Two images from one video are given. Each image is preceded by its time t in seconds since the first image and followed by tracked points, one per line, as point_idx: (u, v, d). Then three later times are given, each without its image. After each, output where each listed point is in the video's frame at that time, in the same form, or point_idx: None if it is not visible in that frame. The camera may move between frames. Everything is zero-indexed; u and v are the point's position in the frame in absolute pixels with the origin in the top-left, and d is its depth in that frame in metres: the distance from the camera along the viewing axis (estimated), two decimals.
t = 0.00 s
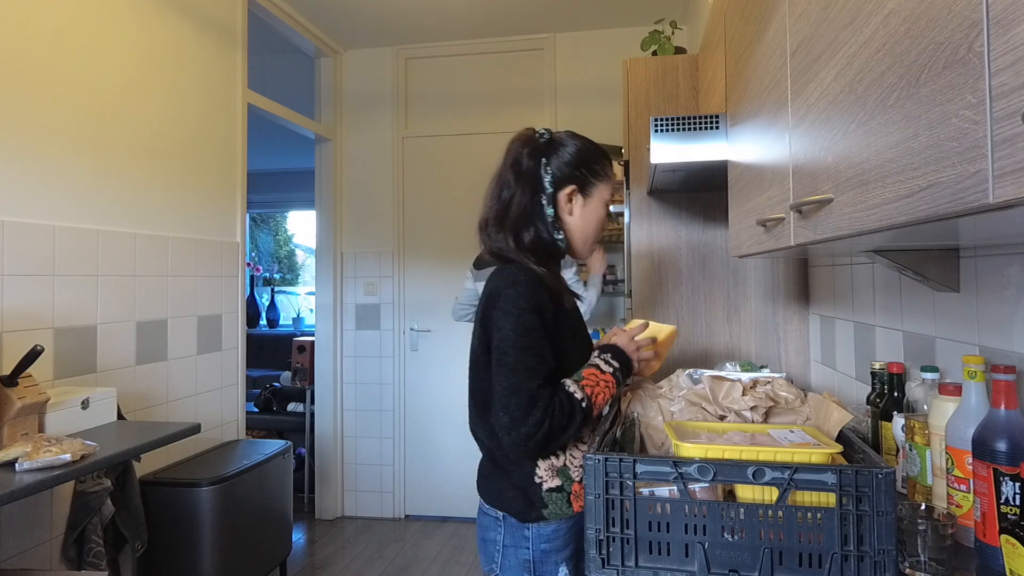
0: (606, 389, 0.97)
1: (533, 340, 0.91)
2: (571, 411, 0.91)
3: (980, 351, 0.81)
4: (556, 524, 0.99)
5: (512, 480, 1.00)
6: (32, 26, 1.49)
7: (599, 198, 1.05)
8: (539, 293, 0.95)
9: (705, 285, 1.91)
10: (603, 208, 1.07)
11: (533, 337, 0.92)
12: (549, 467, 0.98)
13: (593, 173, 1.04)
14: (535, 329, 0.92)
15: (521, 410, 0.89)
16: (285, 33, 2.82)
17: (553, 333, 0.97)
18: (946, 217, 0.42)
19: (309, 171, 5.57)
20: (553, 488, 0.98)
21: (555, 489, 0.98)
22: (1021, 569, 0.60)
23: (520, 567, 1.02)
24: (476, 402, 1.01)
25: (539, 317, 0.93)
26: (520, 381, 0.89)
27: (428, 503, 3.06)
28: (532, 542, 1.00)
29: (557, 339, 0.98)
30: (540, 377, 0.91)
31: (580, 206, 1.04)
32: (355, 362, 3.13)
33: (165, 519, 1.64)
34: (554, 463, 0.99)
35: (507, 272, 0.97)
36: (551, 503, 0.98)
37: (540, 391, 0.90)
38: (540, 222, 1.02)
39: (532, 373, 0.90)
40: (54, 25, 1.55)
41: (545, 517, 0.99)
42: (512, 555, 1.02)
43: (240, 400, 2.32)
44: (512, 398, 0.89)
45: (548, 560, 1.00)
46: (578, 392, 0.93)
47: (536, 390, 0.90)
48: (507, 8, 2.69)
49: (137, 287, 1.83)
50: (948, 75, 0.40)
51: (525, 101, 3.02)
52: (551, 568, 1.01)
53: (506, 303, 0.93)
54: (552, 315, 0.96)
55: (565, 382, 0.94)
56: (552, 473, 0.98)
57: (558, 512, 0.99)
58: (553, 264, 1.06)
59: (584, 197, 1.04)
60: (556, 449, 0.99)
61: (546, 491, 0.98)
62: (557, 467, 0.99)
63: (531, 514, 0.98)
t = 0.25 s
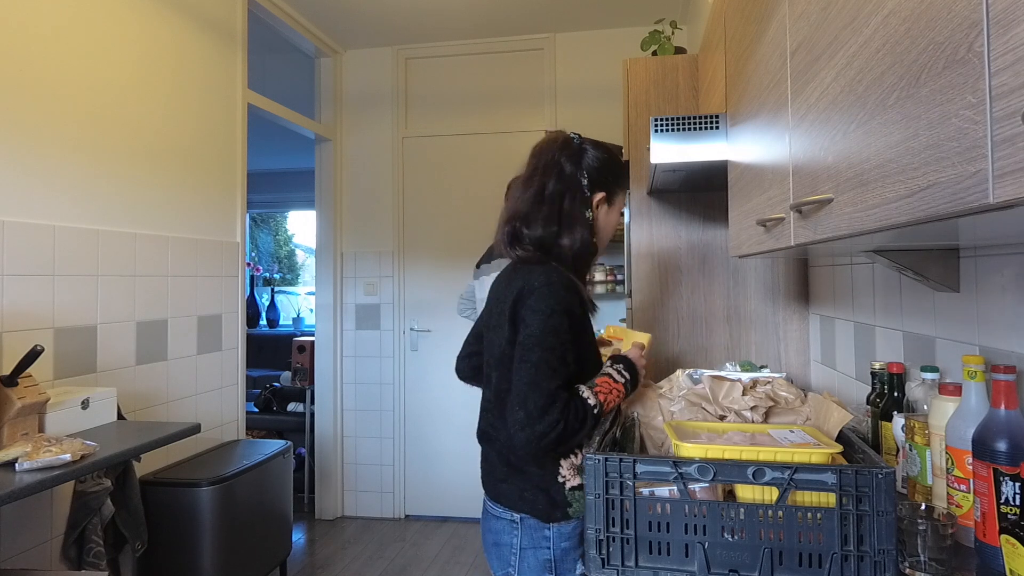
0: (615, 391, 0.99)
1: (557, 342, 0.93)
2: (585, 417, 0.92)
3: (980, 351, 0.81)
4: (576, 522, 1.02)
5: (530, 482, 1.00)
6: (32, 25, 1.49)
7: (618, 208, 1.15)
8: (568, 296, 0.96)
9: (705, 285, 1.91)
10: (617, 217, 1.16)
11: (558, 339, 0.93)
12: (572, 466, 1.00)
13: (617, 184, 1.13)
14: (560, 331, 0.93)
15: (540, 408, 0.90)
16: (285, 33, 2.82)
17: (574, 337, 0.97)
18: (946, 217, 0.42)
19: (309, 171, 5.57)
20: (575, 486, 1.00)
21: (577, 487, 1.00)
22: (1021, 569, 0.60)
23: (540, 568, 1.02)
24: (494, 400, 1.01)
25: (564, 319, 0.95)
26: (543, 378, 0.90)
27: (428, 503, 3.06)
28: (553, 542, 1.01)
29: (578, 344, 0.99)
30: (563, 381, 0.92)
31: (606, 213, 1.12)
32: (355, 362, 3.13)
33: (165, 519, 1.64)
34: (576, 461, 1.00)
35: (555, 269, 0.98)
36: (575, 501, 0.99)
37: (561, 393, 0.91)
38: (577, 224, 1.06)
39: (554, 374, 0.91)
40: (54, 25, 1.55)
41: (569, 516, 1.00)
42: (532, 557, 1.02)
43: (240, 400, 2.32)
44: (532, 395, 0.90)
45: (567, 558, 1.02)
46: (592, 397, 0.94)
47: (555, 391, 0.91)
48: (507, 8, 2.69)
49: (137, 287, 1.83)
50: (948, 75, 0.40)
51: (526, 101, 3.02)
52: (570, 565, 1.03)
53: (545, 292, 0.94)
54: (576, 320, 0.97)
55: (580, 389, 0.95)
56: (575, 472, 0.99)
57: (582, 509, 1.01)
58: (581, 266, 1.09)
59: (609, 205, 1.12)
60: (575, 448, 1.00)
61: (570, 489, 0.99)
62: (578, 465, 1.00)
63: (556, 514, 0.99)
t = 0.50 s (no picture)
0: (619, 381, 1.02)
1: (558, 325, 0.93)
2: (585, 404, 0.93)
3: (980, 351, 0.81)
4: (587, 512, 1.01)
5: (540, 473, 0.99)
6: (32, 25, 1.49)
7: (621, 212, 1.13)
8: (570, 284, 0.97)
9: (705, 284, 1.91)
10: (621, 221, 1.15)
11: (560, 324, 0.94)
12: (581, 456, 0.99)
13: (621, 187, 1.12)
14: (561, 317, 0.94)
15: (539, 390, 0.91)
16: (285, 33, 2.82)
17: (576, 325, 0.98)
18: (946, 217, 0.42)
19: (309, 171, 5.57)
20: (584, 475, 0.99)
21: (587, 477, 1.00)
22: (1021, 569, 0.60)
23: (551, 558, 1.00)
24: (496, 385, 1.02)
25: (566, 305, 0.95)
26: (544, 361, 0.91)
27: (428, 503, 3.06)
28: (565, 532, 0.99)
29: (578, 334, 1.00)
30: (565, 368, 0.94)
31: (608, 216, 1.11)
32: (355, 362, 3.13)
33: (164, 519, 1.64)
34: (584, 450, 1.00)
35: (558, 263, 0.98)
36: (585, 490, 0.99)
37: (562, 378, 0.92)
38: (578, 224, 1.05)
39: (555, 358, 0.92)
40: (54, 25, 1.55)
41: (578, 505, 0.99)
42: (543, 547, 1.00)
43: (240, 400, 2.32)
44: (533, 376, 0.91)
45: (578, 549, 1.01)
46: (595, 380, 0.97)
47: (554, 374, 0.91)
48: (507, 8, 2.69)
49: (137, 287, 1.83)
50: (948, 75, 0.40)
51: (525, 101, 3.02)
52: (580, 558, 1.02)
53: (543, 286, 0.94)
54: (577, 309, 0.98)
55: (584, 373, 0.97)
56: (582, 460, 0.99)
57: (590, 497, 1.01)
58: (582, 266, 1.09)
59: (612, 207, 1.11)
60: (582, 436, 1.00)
61: (579, 479, 0.99)
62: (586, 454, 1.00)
63: (564, 504, 0.98)
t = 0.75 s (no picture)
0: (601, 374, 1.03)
1: (529, 309, 1.02)
2: (552, 379, 1.01)
3: (980, 351, 0.81)
4: (573, 505, 1.06)
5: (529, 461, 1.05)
6: (32, 25, 1.49)
7: (617, 218, 1.10)
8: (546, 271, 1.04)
9: (706, 284, 1.91)
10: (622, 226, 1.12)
11: (531, 307, 1.02)
12: (564, 441, 1.05)
13: (618, 193, 1.10)
14: (533, 300, 1.02)
15: (506, 364, 1.01)
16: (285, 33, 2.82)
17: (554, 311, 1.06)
18: (946, 216, 0.42)
19: (309, 171, 5.57)
20: (567, 460, 1.05)
21: (570, 462, 1.05)
22: (1022, 569, 0.60)
23: (542, 548, 1.08)
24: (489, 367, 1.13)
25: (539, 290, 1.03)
26: (511, 338, 1.02)
27: (428, 503, 3.06)
28: (552, 524, 1.06)
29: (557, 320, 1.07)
30: (538, 351, 1.02)
31: (601, 220, 1.11)
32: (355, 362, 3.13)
33: (164, 519, 1.64)
34: (568, 437, 1.06)
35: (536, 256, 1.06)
36: (567, 476, 1.05)
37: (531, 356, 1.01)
38: (573, 224, 1.11)
39: (522, 336, 1.01)
40: (54, 25, 1.55)
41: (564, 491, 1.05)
42: (534, 537, 1.08)
43: (240, 400, 2.32)
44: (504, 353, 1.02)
45: (568, 541, 1.07)
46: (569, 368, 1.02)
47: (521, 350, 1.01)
48: (507, 8, 2.69)
49: (137, 287, 1.83)
50: (948, 75, 0.40)
51: (525, 101, 3.02)
52: (571, 548, 1.07)
53: (524, 275, 1.04)
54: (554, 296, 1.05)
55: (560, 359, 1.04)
56: (566, 446, 1.05)
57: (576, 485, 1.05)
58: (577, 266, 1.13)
59: (604, 211, 1.11)
60: (569, 423, 1.06)
61: (562, 463, 1.05)
62: (571, 441, 1.06)
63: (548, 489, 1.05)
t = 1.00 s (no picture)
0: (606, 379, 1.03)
1: (532, 304, 1.04)
2: (557, 378, 1.03)
3: (980, 351, 0.81)
4: (557, 496, 1.05)
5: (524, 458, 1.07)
6: (32, 25, 1.49)
7: (617, 216, 1.10)
8: (549, 268, 1.06)
9: (705, 284, 1.91)
10: (623, 224, 1.11)
11: (533, 303, 1.04)
12: (551, 431, 1.05)
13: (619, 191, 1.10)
14: (536, 296, 1.04)
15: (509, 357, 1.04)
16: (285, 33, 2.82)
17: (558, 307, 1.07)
18: (946, 216, 0.42)
19: (309, 171, 5.57)
20: (552, 450, 1.05)
21: (555, 452, 1.05)
22: (1022, 569, 0.60)
23: (526, 538, 1.07)
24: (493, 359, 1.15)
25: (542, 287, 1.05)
26: (514, 333, 1.04)
27: (428, 503, 3.06)
28: (535, 513, 1.06)
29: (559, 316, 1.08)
30: (542, 347, 1.04)
31: (602, 219, 1.12)
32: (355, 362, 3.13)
33: (164, 519, 1.64)
34: (556, 428, 1.05)
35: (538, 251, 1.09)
36: (550, 465, 1.05)
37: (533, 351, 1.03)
38: (574, 223, 1.13)
39: (525, 331, 1.03)
40: (54, 25, 1.55)
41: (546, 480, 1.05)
42: (519, 526, 1.08)
43: (240, 400, 2.32)
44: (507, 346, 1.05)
45: (551, 531, 1.05)
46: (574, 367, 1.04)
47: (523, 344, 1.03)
48: (507, 8, 2.69)
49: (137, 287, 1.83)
50: (948, 75, 0.40)
51: (525, 101, 3.02)
52: (555, 540, 1.05)
53: (527, 271, 1.06)
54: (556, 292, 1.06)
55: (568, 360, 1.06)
56: (552, 437, 1.04)
57: (558, 476, 1.05)
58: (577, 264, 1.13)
59: (605, 210, 1.11)
60: (560, 415, 1.06)
61: (546, 452, 1.05)
62: (558, 432, 1.05)
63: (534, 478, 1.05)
